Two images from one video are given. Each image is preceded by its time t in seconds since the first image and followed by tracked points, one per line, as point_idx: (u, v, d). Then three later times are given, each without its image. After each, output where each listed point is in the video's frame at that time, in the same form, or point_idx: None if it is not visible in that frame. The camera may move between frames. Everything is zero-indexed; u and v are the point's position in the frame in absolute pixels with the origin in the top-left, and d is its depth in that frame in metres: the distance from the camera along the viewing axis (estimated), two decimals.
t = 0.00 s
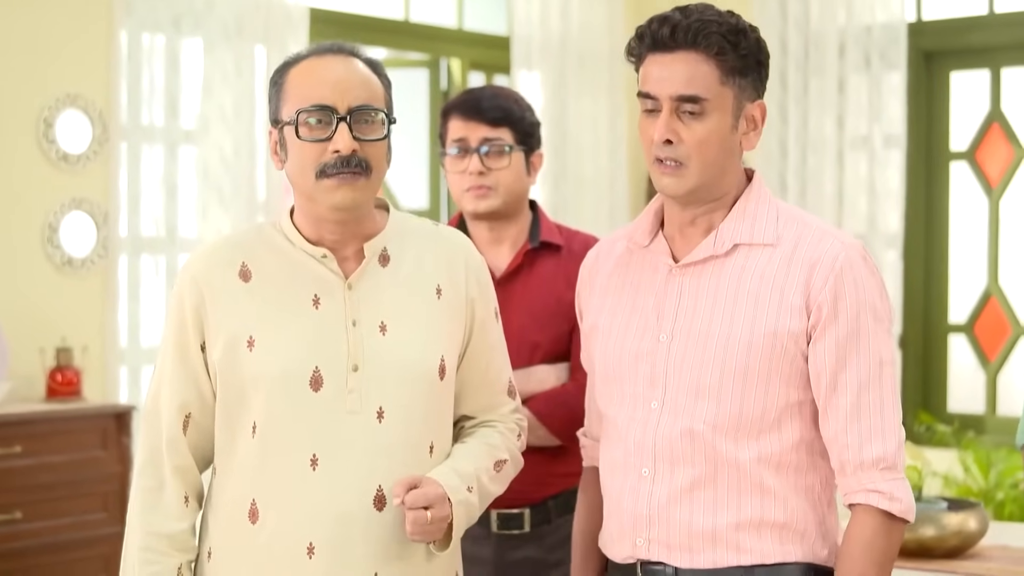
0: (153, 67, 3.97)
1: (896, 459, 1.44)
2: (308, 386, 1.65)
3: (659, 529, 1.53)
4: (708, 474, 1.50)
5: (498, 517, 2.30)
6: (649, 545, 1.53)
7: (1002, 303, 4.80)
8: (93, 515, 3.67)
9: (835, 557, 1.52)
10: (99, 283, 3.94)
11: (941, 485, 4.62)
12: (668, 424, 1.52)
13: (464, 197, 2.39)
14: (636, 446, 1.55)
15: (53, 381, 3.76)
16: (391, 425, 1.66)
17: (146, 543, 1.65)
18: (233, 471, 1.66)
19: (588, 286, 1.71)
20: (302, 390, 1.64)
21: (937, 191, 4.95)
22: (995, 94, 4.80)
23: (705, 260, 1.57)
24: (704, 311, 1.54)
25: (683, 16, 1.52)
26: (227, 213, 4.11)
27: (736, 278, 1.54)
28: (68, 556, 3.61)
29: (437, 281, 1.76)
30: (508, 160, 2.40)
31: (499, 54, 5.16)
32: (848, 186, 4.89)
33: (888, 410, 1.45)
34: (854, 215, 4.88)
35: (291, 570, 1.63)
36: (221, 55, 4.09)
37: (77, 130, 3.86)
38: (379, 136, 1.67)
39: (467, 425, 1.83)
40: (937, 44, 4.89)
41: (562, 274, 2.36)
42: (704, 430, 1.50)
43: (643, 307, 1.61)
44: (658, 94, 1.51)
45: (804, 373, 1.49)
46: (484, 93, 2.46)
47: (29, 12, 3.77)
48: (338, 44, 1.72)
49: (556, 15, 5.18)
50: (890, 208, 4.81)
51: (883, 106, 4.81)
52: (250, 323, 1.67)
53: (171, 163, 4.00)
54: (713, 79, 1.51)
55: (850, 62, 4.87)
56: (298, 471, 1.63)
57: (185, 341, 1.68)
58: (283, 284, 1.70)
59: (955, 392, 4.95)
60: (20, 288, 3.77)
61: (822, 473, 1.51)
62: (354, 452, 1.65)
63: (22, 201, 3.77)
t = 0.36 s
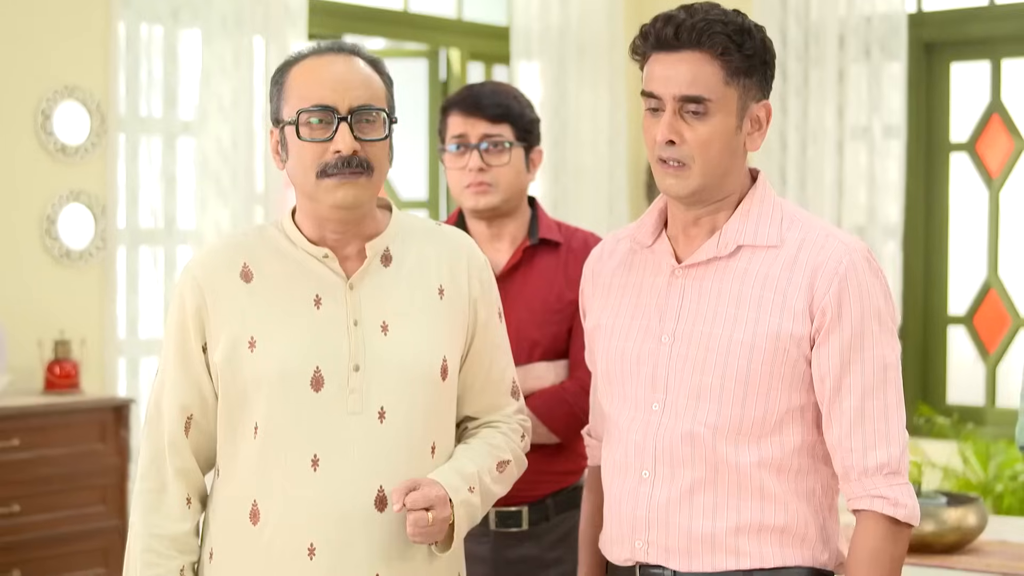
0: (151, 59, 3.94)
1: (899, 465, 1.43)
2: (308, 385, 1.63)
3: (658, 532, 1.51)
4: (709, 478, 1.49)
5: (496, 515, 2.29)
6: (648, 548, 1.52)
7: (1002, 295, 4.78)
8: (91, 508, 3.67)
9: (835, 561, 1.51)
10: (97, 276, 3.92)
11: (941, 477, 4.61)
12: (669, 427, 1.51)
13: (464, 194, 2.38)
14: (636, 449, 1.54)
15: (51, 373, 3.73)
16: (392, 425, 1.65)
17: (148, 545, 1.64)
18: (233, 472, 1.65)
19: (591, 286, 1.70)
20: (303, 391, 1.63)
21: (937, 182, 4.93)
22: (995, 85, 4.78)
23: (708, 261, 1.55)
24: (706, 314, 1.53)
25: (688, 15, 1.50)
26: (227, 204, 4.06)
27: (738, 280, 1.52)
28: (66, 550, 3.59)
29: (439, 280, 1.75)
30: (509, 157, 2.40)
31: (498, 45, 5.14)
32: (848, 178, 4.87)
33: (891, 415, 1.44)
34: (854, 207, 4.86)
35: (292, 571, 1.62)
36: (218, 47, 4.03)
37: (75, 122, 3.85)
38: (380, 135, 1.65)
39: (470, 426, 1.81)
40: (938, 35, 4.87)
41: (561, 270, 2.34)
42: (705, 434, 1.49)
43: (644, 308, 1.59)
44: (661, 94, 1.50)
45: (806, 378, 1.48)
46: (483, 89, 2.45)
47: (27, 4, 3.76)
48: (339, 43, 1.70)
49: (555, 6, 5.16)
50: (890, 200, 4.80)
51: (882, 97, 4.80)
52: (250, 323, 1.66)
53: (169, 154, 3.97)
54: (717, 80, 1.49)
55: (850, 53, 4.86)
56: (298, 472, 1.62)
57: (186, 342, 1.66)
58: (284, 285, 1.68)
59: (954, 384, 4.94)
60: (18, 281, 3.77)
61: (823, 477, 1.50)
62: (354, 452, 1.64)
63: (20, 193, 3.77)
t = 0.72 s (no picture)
0: (147, 53, 3.90)
1: (897, 477, 1.43)
2: (309, 389, 1.62)
3: (655, 541, 1.50)
4: (706, 487, 1.48)
5: (492, 516, 2.28)
6: (645, 556, 1.51)
7: (1000, 287, 4.77)
8: (87, 502, 3.66)
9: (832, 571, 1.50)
10: (93, 269, 3.90)
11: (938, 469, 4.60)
12: (667, 435, 1.50)
13: (461, 193, 2.36)
14: (634, 456, 1.52)
15: (47, 368, 3.71)
16: (392, 428, 1.64)
17: (147, 549, 1.63)
18: (232, 476, 1.64)
19: (591, 292, 1.69)
20: (303, 394, 1.62)
21: (936, 174, 4.91)
22: (994, 76, 4.76)
23: (708, 269, 1.54)
24: (705, 322, 1.52)
25: (687, 18, 1.48)
26: (223, 196, 4.03)
27: (738, 288, 1.51)
28: (62, 544, 3.58)
29: (439, 283, 1.73)
30: (506, 155, 2.38)
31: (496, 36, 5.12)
32: (846, 170, 4.86)
33: (889, 427, 1.43)
34: (852, 198, 4.85)
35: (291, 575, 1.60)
36: (215, 38, 4.00)
37: (71, 115, 3.83)
38: (379, 137, 1.63)
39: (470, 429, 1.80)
40: (936, 26, 4.85)
41: (558, 270, 2.33)
42: (703, 443, 1.47)
43: (644, 315, 1.58)
44: (658, 98, 1.48)
45: (805, 387, 1.46)
46: (482, 87, 2.43)
47: None
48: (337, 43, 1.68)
49: None
50: (888, 191, 4.79)
51: (881, 88, 4.78)
52: (250, 326, 1.64)
53: (166, 146, 3.93)
54: (715, 83, 1.47)
55: (849, 44, 4.84)
56: (296, 476, 1.61)
57: (185, 346, 1.65)
58: (284, 288, 1.67)
59: (951, 375, 4.93)
60: (14, 275, 3.76)
61: (821, 487, 1.49)
62: (353, 456, 1.62)
63: (16, 186, 3.75)
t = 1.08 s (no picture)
0: (143, 44, 3.85)
1: (896, 487, 1.42)
2: (309, 394, 1.61)
3: (654, 550, 1.49)
4: (705, 496, 1.47)
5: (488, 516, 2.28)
6: (644, 565, 1.50)
7: (998, 278, 4.77)
8: (83, 496, 3.65)
9: None
10: (89, 262, 3.88)
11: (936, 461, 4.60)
12: (666, 444, 1.49)
13: (457, 191, 2.34)
14: (633, 466, 1.52)
15: (43, 361, 3.70)
16: (392, 433, 1.63)
17: (145, 556, 1.62)
18: (230, 482, 1.63)
19: (590, 298, 1.68)
20: (303, 399, 1.61)
21: (934, 165, 4.89)
22: (993, 67, 4.74)
23: (707, 277, 1.53)
24: (705, 331, 1.50)
25: (681, 23, 1.47)
26: (219, 188, 4.00)
27: (738, 297, 1.50)
28: (59, 537, 3.58)
29: (437, 288, 1.72)
30: (503, 153, 2.36)
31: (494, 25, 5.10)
32: (844, 160, 4.85)
33: (888, 437, 1.42)
34: (850, 188, 4.84)
35: None
36: (210, 29, 3.95)
37: (66, 107, 3.81)
38: (381, 148, 1.62)
39: (467, 433, 1.79)
40: (935, 16, 4.82)
41: (554, 269, 2.33)
42: (701, 453, 1.47)
43: (643, 323, 1.57)
44: (653, 103, 1.47)
45: (804, 397, 1.46)
46: (478, 86, 2.41)
47: None
48: (339, 47, 1.66)
49: None
50: (885, 181, 4.78)
51: (880, 79, 4.76)
52: (248, 331, 1.63)
53: (161, 139, 3.88)
54: (710, 88, 1.46)
55: (847, 34, 4.82)
56: (296, 482, 1.60)
57: (183, 351, 1.64)
58: (281, 293, 1.66)
59: (948, 366, 4.93)
60: (9, 267, 3.74)
61: (819, 496, 1.48)
62: (353, 461, 1.61)
63: (12, 178, 3.74)
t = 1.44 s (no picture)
0: (140, 36, 3.83)
1: (897, 494, 1.41)
2: (300, 401, 1.60)
3: (652, 557, 1.48)
4: (704, 504, 1.46)
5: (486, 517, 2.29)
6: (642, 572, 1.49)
7: (997, 268, 4.77)
8: (81, 489, 3.64)
9: None
10: (87, 254, 3.86)
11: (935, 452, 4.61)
12: (664, 451, 1.48)
13: (455, 190, 2.34)
14: (631, 472, 1.51)
15: (41, 354, 3.68)
16: (384, 439, 1.62)
17: (142, 561, 1.61)
18: (225, 488, 1.62)
19: (588, 301, 1.67)
20: (294, 406, 1.60)
21: (934, 154, 4.87)
22: (993, 56, 4.73)
23: (706, 283, 1.52)
24: (703, 337, 1.49)
25: (676, 29, 1.46)
26: (217, 178, 3.97)
27: (736, 302, 1.49)
28: (58, 531, 3.57)
29: (433, 292, 1.71)
30: (501, 152, 2.35)
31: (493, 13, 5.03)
32: (842, 149, 4.84)
33: (889, 443, 1.41)
34: (849, 178, 4.83)
35: None
36: (208, 19, 3.93)
37: (63, 99, 3.79)
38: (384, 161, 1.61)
39: (466, 437, 1.78)
40: (936, 4, 4.80)
41: (552, 269, 2.33)
42: (700, 460, 1.46)
43: (641, 328, 1.56)
44: (649, 109, 1.46)
45: (804, 404, 1.45)
46: (477, 84, 2.39)
47: None
48: (347, 54, 1.64)
49: None
50: (885, 171, 4.77)
51: (879, 68, 4.75)
52: (242, 337, 1.62)
53: (159, 130, 3.87)
54: (706, 95, 1.45)
55: (847, 23, 4.80)
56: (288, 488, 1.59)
57: (177, 356, 1.63)
58: (275, 298, 1.65)
59: (947, 356, 4.92)
60: (6, 260, 3.73)
61: (819, 502, 1.47)
62: (346, 467, 1.60)
63: (9, 171, 3.72)
